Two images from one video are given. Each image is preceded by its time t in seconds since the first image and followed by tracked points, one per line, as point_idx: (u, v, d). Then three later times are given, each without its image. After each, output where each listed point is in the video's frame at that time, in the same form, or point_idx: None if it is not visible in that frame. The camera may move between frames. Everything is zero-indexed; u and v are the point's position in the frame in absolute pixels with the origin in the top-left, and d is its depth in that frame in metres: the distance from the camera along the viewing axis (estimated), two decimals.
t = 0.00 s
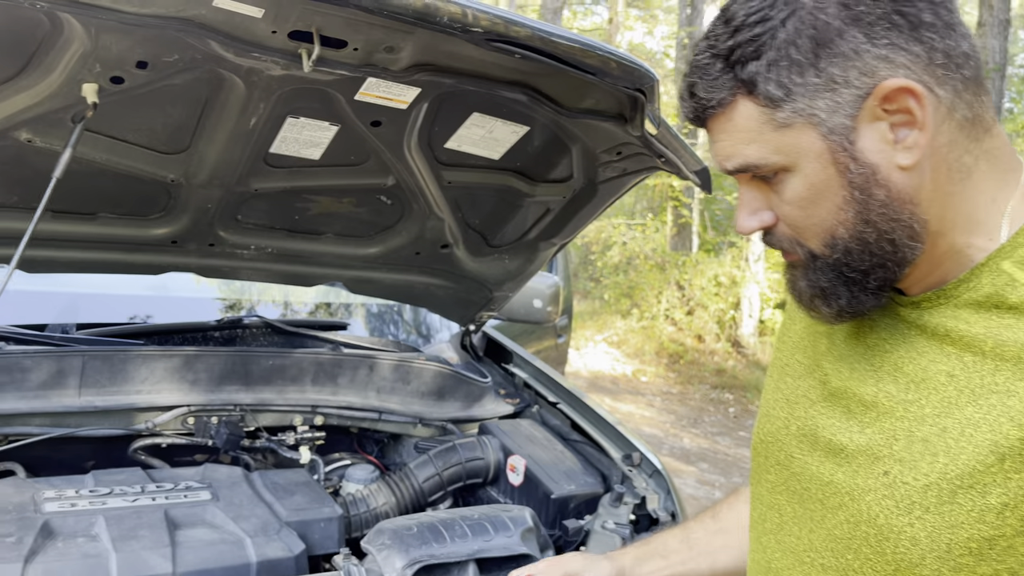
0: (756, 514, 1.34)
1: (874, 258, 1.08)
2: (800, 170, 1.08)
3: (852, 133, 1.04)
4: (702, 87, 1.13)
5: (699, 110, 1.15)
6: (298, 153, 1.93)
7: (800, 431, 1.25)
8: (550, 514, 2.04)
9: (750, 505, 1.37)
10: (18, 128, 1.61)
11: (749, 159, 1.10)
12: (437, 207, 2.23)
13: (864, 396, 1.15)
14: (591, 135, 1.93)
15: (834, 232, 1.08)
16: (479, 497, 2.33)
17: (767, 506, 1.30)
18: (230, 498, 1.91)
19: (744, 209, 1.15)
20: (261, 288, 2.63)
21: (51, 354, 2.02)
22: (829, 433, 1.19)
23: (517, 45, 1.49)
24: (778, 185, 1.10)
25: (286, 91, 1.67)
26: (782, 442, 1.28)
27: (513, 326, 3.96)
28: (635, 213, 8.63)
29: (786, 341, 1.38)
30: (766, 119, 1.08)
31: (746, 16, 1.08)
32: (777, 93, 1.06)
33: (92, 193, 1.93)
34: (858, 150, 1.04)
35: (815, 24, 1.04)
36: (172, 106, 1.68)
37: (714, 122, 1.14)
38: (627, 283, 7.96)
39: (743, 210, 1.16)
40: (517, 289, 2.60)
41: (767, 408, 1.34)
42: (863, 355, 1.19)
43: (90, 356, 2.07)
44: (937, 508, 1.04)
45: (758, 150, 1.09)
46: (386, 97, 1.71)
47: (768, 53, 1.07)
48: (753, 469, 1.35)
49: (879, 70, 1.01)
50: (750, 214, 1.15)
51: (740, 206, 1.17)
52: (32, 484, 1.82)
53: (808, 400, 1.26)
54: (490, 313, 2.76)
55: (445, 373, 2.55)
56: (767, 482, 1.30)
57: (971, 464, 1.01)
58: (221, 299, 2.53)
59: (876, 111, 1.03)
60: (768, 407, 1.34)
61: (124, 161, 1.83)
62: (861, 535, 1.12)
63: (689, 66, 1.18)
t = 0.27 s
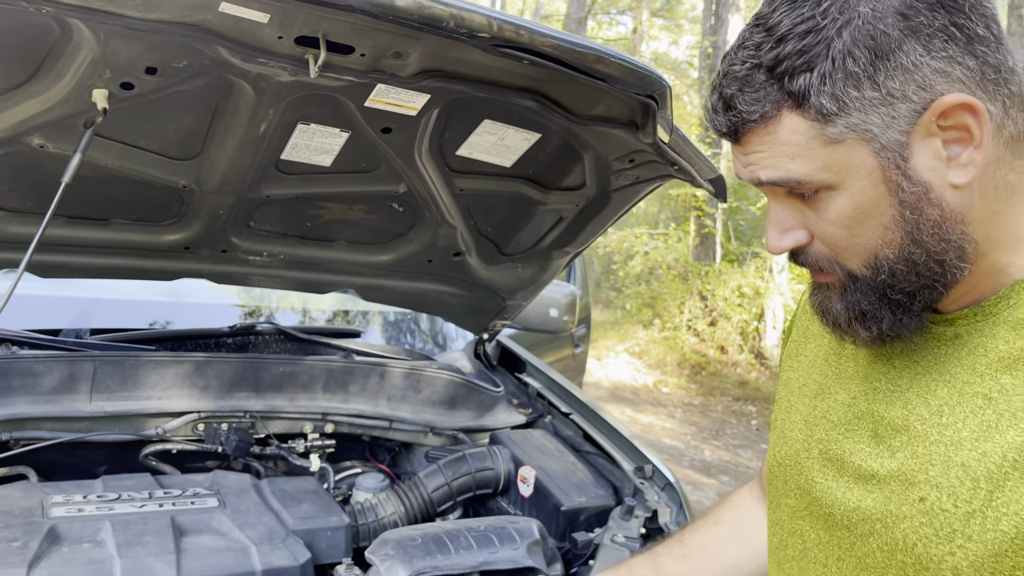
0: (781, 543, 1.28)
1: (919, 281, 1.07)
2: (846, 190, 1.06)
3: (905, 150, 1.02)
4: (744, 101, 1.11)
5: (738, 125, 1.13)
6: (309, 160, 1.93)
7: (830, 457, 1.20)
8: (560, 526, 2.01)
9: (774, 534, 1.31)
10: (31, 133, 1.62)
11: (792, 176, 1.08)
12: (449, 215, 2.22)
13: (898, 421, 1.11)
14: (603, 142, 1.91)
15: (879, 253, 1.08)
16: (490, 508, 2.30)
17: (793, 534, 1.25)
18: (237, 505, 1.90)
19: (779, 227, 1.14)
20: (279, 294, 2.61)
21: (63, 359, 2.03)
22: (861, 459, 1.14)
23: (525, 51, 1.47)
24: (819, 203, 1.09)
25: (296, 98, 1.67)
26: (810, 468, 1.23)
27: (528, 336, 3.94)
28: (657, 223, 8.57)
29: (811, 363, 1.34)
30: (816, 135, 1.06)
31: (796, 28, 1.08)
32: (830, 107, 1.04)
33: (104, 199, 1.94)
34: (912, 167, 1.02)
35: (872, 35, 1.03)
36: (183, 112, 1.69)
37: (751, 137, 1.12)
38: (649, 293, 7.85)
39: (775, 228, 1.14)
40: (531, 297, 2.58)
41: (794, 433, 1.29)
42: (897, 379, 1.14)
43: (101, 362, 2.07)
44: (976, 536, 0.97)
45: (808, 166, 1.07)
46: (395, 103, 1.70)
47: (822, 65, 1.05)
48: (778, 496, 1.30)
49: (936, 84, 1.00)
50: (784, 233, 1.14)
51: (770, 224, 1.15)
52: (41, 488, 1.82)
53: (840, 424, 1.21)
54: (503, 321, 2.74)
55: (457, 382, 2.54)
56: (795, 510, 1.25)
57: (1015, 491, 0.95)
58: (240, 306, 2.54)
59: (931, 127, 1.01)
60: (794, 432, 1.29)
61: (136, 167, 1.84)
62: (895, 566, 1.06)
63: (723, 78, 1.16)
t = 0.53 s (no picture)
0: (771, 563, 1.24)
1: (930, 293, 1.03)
2: (856, 193, 1.03)
3: (921, 152, 0.99)
4: (750, 94, 1.07)
5: (743, 119, 1.08)
6: (308, 166, 1.92)
7: (828, 475, 1.15)
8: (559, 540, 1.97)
9: (763, 552, 1.27)
10: (29, 138, 1.63)
11: (799, 174, 1.05)
12: (451, 222, 2.20)
13: (902, 439, 1.06)
14: (604, 149, 1.88)
15: (887, 261, 1.04)
16: (491, 520, 2.27)
17: (784, 553, 1.21)
18: (232, 513, 1.89)
19: (781, 232, 1.11)
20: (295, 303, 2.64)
21: (63, 364, 2.04)
22: (864, 478, 1.10)
23: (518, 55, 1.45)
24: (825, 207, 1.06)
25: (292, 103, 1.66)
26: (806, 486, 1.18)
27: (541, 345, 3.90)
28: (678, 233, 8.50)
29: (801, 375, 1.31)
30: (828, 134, 1.02)
31: (810, 21, 1.04)
32: (844, 103, 1.01)
33: (106, 205, 1.95)
34: (928, 171, 0.99)
35: (891, 29, 0.99)
36: (180, 117, 1.69)
37: (757, 133, 1.08)
38: (671, 303, 7.81)
39: (776, 232, 1.11)
40: (537, 306, 2.55)
41: (787, 448, 1.25)
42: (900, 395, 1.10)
43: (100, 367, 2.08)
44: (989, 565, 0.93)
45: (809, 166, 1.04)
46: (393, 110, 1.69)
47: (837, 59, 1.01)
48: (768, 514, 1.26)
49: (958, 82, 0.97)
50: (786, 239, 1.11)
51: (772, 227, 1.12)
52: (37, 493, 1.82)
53: (838, 441, 1.17)
54: (509, 330, 2.72)
55: (460, 392, 2.51)
56: (787, 530, 1.20)
57: None
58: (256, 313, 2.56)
59: (949, 129, 0.98)
60: (787, 448, 1.25)
61: (136, 173, 1.84)
62: None
63: (728, 72, 1.12)
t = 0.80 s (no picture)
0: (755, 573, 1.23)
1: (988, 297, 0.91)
2: (927, 183, 0.89)
3: (1005, 138, 0.86)
4: (824, 75, 0.92)
5: (810, 102, 0.94)
6: (309, 173, 1.92)
7: (812, 486, 1.13)
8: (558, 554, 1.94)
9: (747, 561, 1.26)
10: (30, 143, 1.64)
11: (870, 163, 0.91)
12: (454, 231, 2.19)
13: (889, 453, 1.04)
14: (605, 157, 1.86)
15: (955, 260, 0.91)
16: (493, 532, 2.24)
17: (767, 563, 1.20)
18: (228, 521, 1.88)
19: (829, 232, 0.98)
20: (312, 311, 2.66)
21: (63, 368, 2.05)
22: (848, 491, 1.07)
23: (511, 62, 1.44)
24: (885, 200, 0.93)
25: (289, 110, 1.66)
26: (790, 496, 1.17)
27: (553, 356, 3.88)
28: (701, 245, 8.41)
29: (793, 382, 1.29)
30: (912, 115, 0.88)
31: None
32: (943, 82, 0.86)
33: (109, 211, 1.96)
34: (1011, 159, 0.86)
35: None
36: (179, 124, 1.69)
37: (822, 115, 0.94)
38: (694, 316, 7.65)
39: (823, 233, 0.98)
40: (544, 316, 2.52)
41: (773, 457, 1.23)
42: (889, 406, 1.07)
43: (101, 372, 2.09)
44: None
45: (887, 152, 0.90)
46: (390, 116, 1.68)
47: (939, 34, 0.86)
48: (753, 522, 1.25)
49: None
50: (835, 242, 0.98)
51: (815, 228, 0.99)
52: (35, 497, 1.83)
53: (825, 451, 1.15)
54: (516, 340, 2.69)
55: (464, 403, 2.50)
56: (771, 540, 1.19)
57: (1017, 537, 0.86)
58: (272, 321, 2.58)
59: None
60: (773, 457, 1.23)
61: (137, 179, 1.85)
62: None
63: (785, 49, 0.97)
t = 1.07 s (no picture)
0: None
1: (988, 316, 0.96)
2: (938, 194, 0.93)
3: None
4: (843, 63, 0.95)
5: (827, 88, 0.97)
6: (320, 187, 1.94)
7: (814, 507, 1.13)
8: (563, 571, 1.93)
9: None
10: (47, 158, 1.69)
11: (886, 164, 0.94)
12: (466, 246, 2.20)
13: (897, 475, 1.05)
14: (613, 174, 1.86)
15: (958, 270, 0.95)
16: (500, 547, 2.24)
17: None
18: (235, 531, 1.90)
19: (833, 231, 1.02)
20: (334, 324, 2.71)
21: (78, 377, 2.09)
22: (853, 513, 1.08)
23: (513, 78, 1.45)
24: (894, 206, 0.97)
25: (298, 125, 1.69)
26: (788, 516, 1.17)
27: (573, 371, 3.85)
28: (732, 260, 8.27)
29: (786, 394, 1.29)
30: (935, 120, 0.91)
31: None
32: (966, 84, 0.89)
33: (126, 224, 2.01)
34: None
35: None
36: (192, 138, 1.73)
37: (840, 107, 0.96)
38: (723, 331, 7.57)
39: (828, 231, 1.02)
40: (558, 331, 2.52)
41: (768, 473, 1.23)
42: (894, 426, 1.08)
43: (116, 382, 2.13)
44: None
45: (900, 156, 0.93)
46: (398, 132, 1.70)
47: (966, 34, 0.89)
48: (746, 539, 1.25)
49: None
50: (838, 241, 1.02)
51: (820, 223, 1.03)
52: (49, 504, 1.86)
53: (824, 470, 1.15)
54: (530, 355, 2.68)
55: (475, 416, 2.49)
56: (768, 558, 1.19)
57: None
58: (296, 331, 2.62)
59: None
60: (767, 474, 1.23)
61: (152, 193, 1.89)
62: None
63: (807, 33, 0.99)
